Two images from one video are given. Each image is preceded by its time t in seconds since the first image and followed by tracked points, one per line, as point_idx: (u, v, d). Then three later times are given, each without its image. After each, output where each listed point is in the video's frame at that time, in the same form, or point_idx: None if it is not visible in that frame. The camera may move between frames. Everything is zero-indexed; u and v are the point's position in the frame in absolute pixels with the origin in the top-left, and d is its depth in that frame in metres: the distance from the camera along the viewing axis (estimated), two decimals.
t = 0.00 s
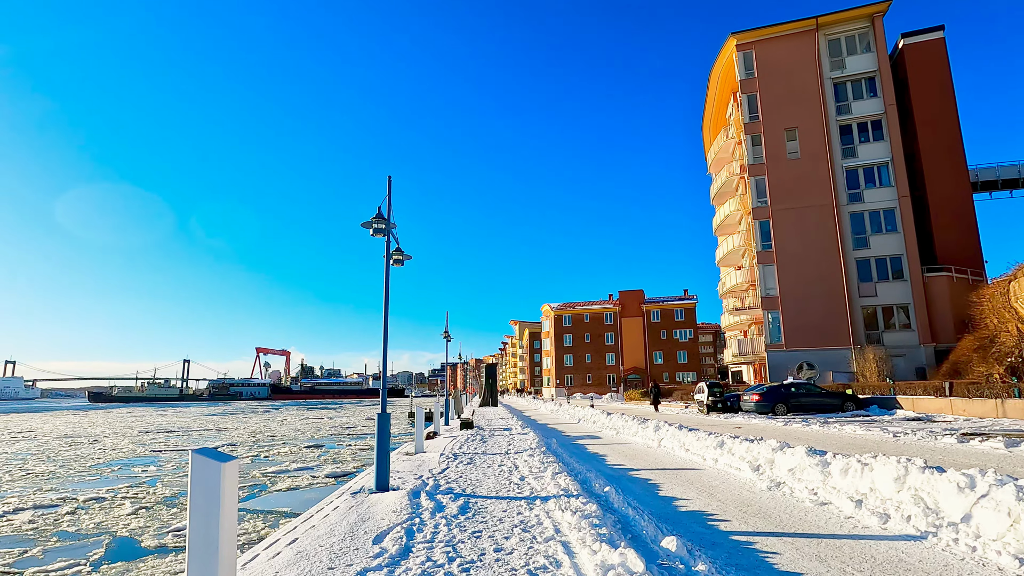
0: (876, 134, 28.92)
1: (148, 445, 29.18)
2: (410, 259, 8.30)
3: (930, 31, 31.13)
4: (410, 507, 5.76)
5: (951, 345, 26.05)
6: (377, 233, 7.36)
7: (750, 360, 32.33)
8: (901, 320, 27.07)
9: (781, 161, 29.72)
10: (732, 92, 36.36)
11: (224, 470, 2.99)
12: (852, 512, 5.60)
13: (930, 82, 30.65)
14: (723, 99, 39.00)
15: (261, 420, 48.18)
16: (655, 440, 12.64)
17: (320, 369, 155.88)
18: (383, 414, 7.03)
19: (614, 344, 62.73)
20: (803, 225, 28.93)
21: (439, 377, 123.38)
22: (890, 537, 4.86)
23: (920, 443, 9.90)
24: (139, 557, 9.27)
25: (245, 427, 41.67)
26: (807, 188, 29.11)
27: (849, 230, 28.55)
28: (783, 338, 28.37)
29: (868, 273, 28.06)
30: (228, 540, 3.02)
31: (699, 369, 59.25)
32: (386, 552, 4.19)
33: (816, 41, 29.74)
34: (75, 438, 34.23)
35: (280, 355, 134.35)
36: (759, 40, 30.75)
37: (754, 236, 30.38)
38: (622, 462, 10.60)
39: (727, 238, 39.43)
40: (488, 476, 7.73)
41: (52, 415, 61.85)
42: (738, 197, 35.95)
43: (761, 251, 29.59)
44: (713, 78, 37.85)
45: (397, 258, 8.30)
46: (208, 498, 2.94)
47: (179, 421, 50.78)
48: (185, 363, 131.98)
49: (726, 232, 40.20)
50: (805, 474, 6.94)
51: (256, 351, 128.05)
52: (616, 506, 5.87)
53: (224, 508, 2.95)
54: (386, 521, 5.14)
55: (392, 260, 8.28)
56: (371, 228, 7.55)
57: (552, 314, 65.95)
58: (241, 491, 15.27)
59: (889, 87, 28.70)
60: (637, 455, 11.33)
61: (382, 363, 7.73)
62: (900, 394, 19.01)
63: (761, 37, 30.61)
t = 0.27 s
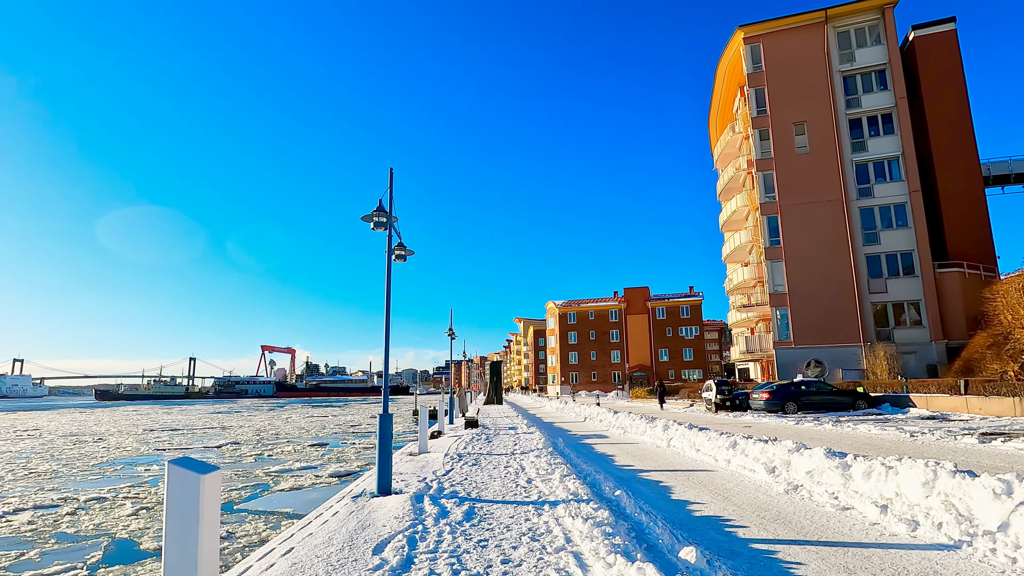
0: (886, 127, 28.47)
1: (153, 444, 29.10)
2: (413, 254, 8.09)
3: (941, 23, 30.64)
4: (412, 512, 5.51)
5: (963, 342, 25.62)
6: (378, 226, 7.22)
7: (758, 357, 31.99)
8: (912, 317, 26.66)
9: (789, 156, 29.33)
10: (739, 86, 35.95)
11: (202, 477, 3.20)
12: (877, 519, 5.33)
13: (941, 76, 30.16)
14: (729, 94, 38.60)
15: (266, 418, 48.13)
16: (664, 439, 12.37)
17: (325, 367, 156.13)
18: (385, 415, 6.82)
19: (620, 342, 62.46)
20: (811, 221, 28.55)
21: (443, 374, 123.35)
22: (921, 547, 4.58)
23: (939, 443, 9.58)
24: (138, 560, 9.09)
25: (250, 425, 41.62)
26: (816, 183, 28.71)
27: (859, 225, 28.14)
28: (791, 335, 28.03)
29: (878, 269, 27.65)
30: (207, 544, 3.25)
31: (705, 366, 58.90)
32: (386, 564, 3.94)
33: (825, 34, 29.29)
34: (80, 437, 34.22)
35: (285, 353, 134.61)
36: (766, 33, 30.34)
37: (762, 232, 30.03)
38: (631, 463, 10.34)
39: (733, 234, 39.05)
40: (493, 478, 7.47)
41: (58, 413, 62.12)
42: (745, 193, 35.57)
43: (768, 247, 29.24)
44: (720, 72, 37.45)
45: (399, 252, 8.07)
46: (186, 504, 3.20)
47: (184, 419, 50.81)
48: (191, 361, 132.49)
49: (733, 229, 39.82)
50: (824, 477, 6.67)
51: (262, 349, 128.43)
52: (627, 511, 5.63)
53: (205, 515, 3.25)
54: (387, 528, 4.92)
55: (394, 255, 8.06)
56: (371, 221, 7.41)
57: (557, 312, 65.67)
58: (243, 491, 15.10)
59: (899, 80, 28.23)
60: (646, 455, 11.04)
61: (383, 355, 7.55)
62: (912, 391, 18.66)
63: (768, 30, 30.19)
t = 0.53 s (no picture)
0: (895, 121, 28.04)
1: (155, 441, 29.00)
2: (413, 245, 7.84)
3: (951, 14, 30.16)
4: (411, 512, 5.25)
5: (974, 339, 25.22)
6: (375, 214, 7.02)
7: (764, 354, 31.64)
8: (921, 313, 26.28)
9: (797, 150, 28.94)
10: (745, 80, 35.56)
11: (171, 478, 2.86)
12: (901, 520, 5.04)
13: (950, 68, 29.71)
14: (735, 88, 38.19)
15: (269, 415, 48.06)
16: (671, 436, 12.09)
17: (328, 365, 156.25)
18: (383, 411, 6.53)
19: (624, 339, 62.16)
20: (819, 216, 28.17)
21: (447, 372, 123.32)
22: (951, 550, 4.29)
23: (956, 440, 9.28)
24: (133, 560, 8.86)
25: (253, 422, 41.54)
26: (823, 177, 28.32)
27: (867, 220, 27.74)
28: (798, 332, 27.68)
29: (887, 265, 27.26)
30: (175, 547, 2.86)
31: (710, 363, 58.53)
32: (380, 568, 3.68)
33: (833, 26, 28.88)
34: (83, 434, 34.15)
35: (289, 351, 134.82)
36: (773, 26, 29.94)
37: (768, 227, 29.67)
38: (638, 460, 10.06)
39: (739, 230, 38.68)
40: (496, 476, 7.20)
41: (63, 411, 62.34)
42: (751, 188, 35.18)
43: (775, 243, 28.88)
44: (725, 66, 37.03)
45: (398, 243, 7.81)
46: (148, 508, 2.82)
47: (188, 416, 50.80)
48: (196, 359, 132.88)
49: (738, 224, 39.44)
50: (843, 476, 6.38)
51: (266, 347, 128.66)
52: (636, 511, 5.35)
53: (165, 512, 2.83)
54: (384, 529, 4.66)
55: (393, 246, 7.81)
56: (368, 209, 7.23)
57: (561, 309, 65.36)
58: (243, 489, 14.89)
59: (909, 72, 27.79)
60: (652, 452, 10.78)
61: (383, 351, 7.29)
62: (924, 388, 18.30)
63: (775, 22, 29.79)
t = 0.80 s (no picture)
0: (900, 116, 27.72)
1: (153, 439, 28.72)
2: (410, 240, 7.58)
3: (955, 8, 29.82)
4: (406, 521, 4.97)
5: (979, 336, 24.96)
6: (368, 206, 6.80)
7: (766, 351, 31.39)
8: (926, 310, 26.01)
9: (800, 145, 28.60)
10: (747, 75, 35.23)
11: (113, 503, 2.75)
12: (924, 529, 4.77)
13: (956, 62, 29.37)
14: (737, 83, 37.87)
15: (268, 413, 47.79)
16: (675, 436, 11.82)
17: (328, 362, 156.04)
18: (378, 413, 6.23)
19: (624, 336, 61.95)
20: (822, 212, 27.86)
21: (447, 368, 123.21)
22: (982, 563, 4.02)
23: (970, 441, 9.02)
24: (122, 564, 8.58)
25: (251, 420, 41.42)
26: (827, 172, 28.00)
27: (871, 216, 27.43)
28: (801, 329, 27.40)
29: (891, 261, 26.98)
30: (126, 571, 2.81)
31: (711, 360, 58.33)
32: None
33: (837, 20, 28.53)
34: (79, 432, 33.87)
35: (289, 348, 134.71)
36: (776, 19, 29.60)
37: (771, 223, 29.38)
38: (641, 461, 9.80)
39: (740, 227, 38.41)
40: (495, 480, 6.92)
41: (62, 408, 62.14)
42: (753, 183, 34.90)
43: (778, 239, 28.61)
44: (728, 61, 36.69)
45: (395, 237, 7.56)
46: (90, 534, 2.74)
47: (187, 414, 50.59)
48: (196, 356, 132.77)
49: (740, 220, 39.18)
50: (858, 480, 6.11)
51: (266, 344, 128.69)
52: (644, 519, 5.08)
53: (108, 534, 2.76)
54: (376, 540, 4.37)
55: (388, 240, 7.55)
56: (361, 201, 7.02)
57: (561, 306, 65.07)
58: (239, 489, 14.61)
59: (914, 66, 27.45)
60: (656, 453, 10.50)
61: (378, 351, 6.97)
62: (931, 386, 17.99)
63: (778, 16, 29.44)
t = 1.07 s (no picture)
0: (904, 110, 27.44)
1: (150, 438, 28.45)
2: (408, 229, 7.29)
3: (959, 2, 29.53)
4: (403, 522, 4.70)
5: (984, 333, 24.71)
6: (363, 193, 6.50)
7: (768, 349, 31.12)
8: (930, 306, 25.76)
9: (803, 140, 28.31)
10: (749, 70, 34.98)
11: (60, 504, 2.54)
12: (951, 530, 4.50)
13: (960, 57, 29.07)
14: (739, 78, 37.60)
15: (267, 411, 47.55)
16: (680, 434, 11.55)
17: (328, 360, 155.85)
18: (375, 409, 5.94)
19: (624, 334, 61.70)
20: (825, 207, 27.59)
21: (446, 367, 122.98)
22: (1019, 567, 3.75)
23: (986, 438, 8.76)
24: (110, 566, 8.30)
25: (250, 418, 41.15)
26: (830, 168, 27.73)
27: (875, 211, 27.15)
28: (804, 326, 27.14)
29: (895, 257, 26.71)
30: None
31: (711, 358, 58.10)
32: None
33: (840, 14, 28.24)
34: (76, 430, 33.62)
35: (288, 347, 134.47)
36: (779, 13, 29.32)
37: (773, 219, 29.11)
38: (646, 459, 9.53)
39: (742, 223, 38.14)
40: (497, 478, 6.65)
41: (60, 407, 61.85)
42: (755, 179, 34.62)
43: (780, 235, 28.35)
44: (730, 56, 36.37)
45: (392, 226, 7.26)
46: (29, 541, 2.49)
47: (185, 412, 50.30)
48: (195, 354, 132.49)
49: (742, 217, 38.91)
50: (878, 478, 5.83)
51: (265, 343, 128.45)
52: (655, 520, 4.79)
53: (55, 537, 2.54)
54: (371, 543, 4.10)
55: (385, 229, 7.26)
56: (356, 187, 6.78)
57: (561, 304, 64.79)
58: (235, 488, 14.34)
59: (918, 60, 27.16)
60: (661, 451, 10.22)
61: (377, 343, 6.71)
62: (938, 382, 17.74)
63: (781, 9, 29.16)
